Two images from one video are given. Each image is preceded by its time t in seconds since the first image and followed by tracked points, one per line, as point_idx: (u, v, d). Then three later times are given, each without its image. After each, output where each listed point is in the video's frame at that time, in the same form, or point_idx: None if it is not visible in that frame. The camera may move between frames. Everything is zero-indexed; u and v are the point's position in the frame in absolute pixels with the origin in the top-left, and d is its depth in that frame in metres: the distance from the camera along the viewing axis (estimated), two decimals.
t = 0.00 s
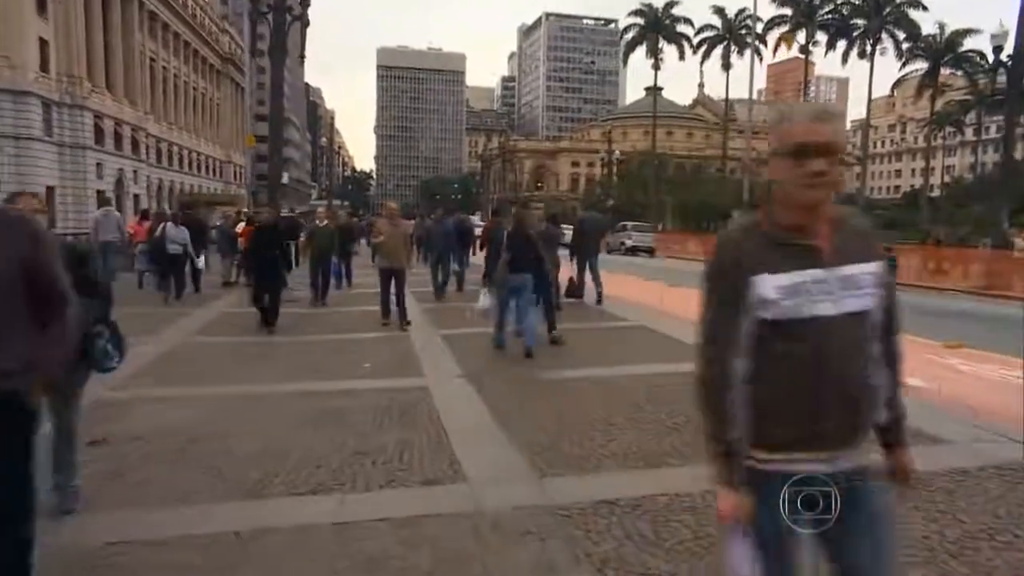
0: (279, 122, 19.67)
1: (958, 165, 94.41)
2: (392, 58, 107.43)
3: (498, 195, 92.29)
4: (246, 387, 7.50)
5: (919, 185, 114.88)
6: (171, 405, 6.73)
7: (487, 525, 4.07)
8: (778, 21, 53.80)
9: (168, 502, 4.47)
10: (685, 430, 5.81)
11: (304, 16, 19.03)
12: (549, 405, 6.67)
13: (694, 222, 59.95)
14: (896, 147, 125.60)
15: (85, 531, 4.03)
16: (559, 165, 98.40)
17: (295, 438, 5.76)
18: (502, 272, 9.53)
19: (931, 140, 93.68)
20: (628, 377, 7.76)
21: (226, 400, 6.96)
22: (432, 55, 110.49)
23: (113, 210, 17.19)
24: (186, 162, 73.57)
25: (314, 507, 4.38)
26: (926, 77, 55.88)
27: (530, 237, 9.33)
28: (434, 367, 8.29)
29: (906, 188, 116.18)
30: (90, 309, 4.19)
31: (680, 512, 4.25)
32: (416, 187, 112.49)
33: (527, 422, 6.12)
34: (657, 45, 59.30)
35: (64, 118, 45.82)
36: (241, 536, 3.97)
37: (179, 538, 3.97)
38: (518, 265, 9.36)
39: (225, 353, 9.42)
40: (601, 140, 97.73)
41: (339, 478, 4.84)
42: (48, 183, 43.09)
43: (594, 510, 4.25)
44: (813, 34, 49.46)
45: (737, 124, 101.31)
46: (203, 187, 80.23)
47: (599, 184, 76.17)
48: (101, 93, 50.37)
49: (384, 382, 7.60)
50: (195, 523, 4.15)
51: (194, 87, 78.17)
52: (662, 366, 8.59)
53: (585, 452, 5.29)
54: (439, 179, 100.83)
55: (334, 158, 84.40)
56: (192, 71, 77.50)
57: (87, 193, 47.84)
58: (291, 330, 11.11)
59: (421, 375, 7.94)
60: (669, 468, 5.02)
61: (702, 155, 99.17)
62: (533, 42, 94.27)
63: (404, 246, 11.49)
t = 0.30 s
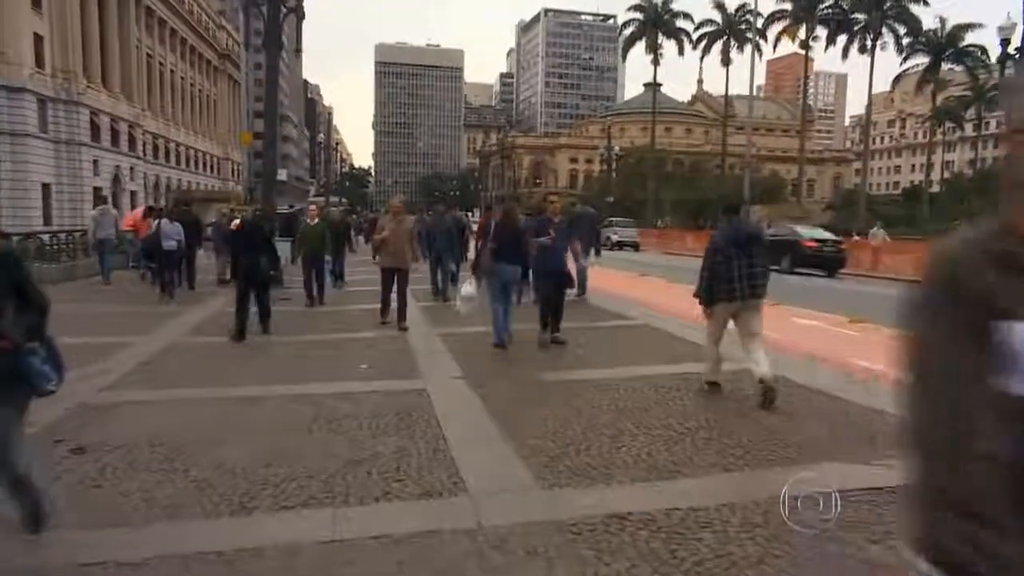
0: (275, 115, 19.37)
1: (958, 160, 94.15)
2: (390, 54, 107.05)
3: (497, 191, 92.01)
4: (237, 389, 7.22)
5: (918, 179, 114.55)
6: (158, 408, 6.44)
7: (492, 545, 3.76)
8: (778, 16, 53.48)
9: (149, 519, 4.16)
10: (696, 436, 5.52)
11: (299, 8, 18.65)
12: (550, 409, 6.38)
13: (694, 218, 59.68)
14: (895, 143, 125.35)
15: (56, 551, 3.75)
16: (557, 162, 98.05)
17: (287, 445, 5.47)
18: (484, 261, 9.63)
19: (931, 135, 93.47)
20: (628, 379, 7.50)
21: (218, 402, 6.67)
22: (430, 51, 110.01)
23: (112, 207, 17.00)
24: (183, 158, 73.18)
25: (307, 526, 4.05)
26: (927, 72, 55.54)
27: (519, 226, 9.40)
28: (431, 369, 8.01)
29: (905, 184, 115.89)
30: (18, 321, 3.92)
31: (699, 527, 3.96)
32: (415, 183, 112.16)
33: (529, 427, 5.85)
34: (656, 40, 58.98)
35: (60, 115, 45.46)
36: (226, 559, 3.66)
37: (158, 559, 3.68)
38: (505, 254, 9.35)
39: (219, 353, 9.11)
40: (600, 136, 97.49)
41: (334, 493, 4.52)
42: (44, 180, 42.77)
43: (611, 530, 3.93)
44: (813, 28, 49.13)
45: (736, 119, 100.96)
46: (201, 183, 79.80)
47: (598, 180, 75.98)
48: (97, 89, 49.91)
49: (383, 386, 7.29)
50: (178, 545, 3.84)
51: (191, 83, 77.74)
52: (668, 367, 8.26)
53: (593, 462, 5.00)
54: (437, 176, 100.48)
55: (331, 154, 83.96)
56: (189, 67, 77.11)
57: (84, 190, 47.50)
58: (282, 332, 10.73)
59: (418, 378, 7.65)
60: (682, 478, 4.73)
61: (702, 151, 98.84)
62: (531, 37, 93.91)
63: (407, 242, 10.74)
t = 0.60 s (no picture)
0: (272, 110, 19.07)
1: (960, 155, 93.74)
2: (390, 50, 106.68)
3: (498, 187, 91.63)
4: (230, 393, 6.94)
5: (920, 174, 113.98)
6: (146, 414, 6.16)
7: (495, 569, 3.48)
8: (779, 11, 53.11)
9: (126, 539, 3.85)
10: (710, 443, 5.23)
11: (297, 1, 18.32)
12: (555, 414, 6.09)
13: (696, 214, 59.29)
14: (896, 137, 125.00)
15: None
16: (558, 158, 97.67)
17: (278, 455, 5.18)
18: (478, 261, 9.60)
19: (933, 131, 92.97)
20: (635, 382, 7.21)
21: (209, 407, 6.38)
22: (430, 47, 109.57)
23: (113, 205, 16.73)
24: (182, 156, 72.83)
25: (297, 547, 3.76)
26: (929, 66, 55.13)
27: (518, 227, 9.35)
28: (430, 371, 7.71)
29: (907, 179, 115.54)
30: None
31: (720, 548, 3.67)
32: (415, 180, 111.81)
33: (532, 435, 5.55)
34: (657, 35, 58.61)
35: (59, 112, 45.13)
36: None
37: None
38: (499, 252, 9.23)
39: (211, 355, 8.83)
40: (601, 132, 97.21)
41: (327, 508, 4.22)
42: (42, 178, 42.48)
43: (627, 551, 3.64)
44: (815, 22, 48.77)
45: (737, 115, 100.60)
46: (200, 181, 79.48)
47: (598, 176, 75.60)
48: (96, 86, 49.57)
49: (381, 389, 7.00)
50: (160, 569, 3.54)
51: (190, 80, 77.40)
52: (676, 368, 7.95)
53: (603, 472, 4.71)
54: (438, 173, 100.15)
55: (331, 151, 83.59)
56: (189, 64, 76.78)
57: (83, 189, 47.20)
58: (275, 332, 10.39)
59: (416, 380, 7.36)
60: (698, 491, 4.43)
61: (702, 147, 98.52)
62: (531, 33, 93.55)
63: (410, 239, 10.12)
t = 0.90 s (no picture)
0: (272, 106, 18.80)
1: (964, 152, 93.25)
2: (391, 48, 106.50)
3: (500, 185, 91.51)
4: (224, 397, 6.67)
5: (923, 171, 113.41)
6: (137, 421, 5.91)
7: None
8: (782, 7, 52.69)
9: (103, 564, 3.56)
10: (729, 454, 4.95)
11: None
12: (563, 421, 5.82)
13: (699, 212, 58.90)
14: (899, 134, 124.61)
15: None
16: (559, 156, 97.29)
17: (271, 468, 4.91)
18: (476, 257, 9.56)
19: (937, 127, 92.43)
20: (645, 386, 6.92)
21: (202, 414, 6.12)
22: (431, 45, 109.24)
23: (114, 202, 16.45)
24: (183, 154, 72.54)
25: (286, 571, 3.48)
26: (933, 62, 54.66)
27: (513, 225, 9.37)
28: (431, 375, 7.42)
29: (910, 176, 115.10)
30: None
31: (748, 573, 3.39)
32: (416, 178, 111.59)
33: (539, 444, 5.28)
34: (659, 32, 58.20)
35: (58, 109, 44.83)
36: None
37: None
38: (494, 246, 9.31)
39: (206, 356, 8.57)
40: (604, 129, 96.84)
41: (320, 526, 3.95)
42: (41, 176, 42.21)
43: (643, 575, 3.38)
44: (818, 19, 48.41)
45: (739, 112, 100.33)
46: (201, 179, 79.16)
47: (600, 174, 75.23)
48: (96, 84, 49.31)
49: (381, 394, 6.75)
50: None
51: (191, 78, 77.08)
52: (686, 371, 7.64)
53: (615, 487, 4.44)
54: (439, 170, 99.79)
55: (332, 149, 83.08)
56: (189, 62, 76.50)
57: (82, 187, 46.95)
58: (274, 334, 10.10)
59: (417, 384, 7.08)
60: (718, 507, 4.14)
61: (704, 144, 98.18)
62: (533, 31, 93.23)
63: (414, 240, 9.68)
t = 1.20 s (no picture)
0: (269, 104, 18.50)
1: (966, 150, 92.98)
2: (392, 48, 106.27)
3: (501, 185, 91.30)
4: (216, 408, 6.37)
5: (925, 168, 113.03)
6: (121, 436, 5.61)
7: None
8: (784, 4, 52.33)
9: None
10: (750, 470, 4.65)
11: None
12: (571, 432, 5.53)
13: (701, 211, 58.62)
14: (901, 132, 124.26)
15: None
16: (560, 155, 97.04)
17: (261, 486, 4.60)
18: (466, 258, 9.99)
19: (939, 125, 92.06)
20: (656, 395, 6.58)
21: (192, 426, 5.83)
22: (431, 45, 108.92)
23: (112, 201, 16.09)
24: (184, 155, 72.34)
25: None
26: (936, 60, 54.28)
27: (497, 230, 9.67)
28: (432, 383, 7.12)
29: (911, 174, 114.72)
30: None
31: None
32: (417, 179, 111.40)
33: (547, 459, 4.97)
34: (660, 30, 57.84)
35: (57, 111, 44.56)
36: None
37: None
38: (482, 247, 9.75)
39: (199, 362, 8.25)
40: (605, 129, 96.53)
41: (310, 554, 3.65)
42: (40, 178, 41.94)
43: None
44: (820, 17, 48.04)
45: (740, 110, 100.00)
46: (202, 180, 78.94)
47: (601, 173, 74.78)
48: (95, 84, 49.05)
49: (381, 403, 6.47)
50: None
51: (191, 79, 76.83)
52: (699, 376, 7.34)
53: (630, 509, 4.14)
54: (440, 170, 99.57)
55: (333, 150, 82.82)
56: (189, 63, 76.27)
57: (82, 188, 46.70)
58: (271, 339, 9.81)
59: (416, 393, 6.78)
60: (742, 531, 3.83)
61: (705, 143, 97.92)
62: (534, 30, 92.93)
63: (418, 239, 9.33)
